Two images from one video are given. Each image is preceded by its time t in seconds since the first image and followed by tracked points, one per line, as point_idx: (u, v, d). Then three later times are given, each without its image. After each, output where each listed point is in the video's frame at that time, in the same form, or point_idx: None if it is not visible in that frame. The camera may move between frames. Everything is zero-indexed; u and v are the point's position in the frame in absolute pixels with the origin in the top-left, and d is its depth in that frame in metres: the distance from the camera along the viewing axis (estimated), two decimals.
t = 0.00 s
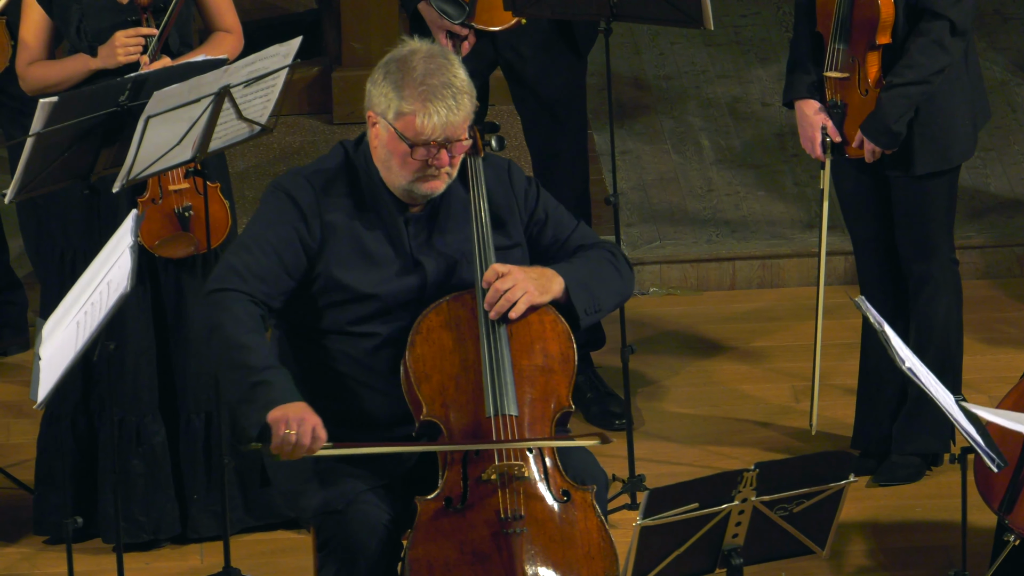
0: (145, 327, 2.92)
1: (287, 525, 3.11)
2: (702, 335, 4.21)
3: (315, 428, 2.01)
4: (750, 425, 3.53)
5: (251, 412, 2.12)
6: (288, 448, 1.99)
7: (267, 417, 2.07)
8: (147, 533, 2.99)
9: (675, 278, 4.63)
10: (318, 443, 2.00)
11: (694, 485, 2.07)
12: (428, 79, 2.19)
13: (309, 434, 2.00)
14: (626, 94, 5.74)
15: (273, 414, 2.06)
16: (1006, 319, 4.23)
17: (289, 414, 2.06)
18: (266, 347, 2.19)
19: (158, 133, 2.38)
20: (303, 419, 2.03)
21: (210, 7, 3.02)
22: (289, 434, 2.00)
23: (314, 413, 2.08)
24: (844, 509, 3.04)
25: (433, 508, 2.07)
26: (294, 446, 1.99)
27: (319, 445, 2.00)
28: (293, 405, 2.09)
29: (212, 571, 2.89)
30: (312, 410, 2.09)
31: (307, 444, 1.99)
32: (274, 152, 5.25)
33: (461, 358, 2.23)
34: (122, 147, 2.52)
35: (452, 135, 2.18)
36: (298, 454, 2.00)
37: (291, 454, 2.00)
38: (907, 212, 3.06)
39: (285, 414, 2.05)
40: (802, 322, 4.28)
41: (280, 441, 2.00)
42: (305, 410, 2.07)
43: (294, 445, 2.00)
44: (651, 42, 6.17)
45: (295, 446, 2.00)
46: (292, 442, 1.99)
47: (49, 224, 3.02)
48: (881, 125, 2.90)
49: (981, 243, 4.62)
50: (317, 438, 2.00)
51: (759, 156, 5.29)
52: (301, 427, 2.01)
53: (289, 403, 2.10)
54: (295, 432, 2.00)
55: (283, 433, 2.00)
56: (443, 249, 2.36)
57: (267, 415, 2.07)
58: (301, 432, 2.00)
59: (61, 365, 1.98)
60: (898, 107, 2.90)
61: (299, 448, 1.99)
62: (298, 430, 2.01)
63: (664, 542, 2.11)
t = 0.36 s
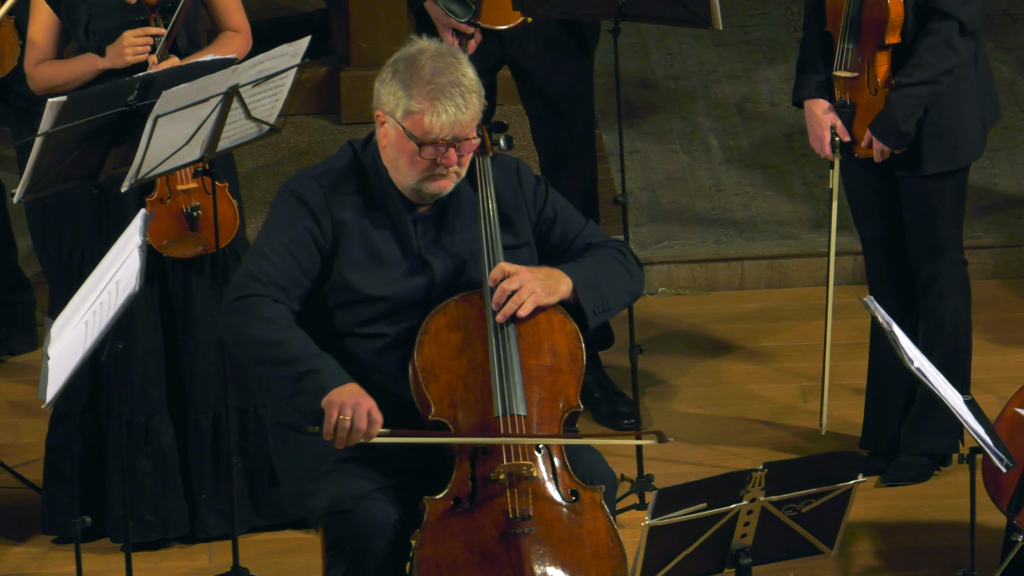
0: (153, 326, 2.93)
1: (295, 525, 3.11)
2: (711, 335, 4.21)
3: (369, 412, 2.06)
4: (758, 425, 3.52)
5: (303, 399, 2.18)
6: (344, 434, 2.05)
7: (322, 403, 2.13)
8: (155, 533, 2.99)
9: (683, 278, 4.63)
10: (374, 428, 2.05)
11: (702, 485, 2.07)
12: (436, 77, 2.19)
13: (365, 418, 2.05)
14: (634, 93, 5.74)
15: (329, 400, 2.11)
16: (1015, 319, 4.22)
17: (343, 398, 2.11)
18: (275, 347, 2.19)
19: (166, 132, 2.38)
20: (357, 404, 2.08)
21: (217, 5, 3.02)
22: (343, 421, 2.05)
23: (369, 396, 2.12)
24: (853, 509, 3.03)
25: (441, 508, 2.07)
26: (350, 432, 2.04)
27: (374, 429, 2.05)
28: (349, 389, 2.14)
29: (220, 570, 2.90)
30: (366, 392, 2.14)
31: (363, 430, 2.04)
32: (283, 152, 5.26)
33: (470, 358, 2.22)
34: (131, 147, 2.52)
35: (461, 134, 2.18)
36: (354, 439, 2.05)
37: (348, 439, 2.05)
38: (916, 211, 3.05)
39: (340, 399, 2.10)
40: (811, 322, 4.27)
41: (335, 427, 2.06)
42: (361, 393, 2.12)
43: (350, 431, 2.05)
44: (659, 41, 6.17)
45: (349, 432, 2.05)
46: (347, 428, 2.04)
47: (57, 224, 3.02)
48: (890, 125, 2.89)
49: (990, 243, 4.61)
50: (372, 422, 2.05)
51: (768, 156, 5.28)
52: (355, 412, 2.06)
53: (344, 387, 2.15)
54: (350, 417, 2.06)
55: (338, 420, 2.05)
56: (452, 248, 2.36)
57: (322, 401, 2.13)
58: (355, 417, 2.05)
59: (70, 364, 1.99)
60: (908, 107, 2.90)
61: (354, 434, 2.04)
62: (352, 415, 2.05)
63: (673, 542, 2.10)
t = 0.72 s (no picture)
0: (162, 326, 2.93)
1: (303, 524, 3.11)
2: (718, 334, 4.20)
3: (401, 406, 2.05)
4: (766, 424, 3.52)
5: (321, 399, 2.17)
6: (376, 430, 2.04)
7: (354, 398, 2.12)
8: (163, 532, 2.99)
9: (691, 277, 4.62)
10: (405, 422, 2.04)
11: (710, 484, 2.07)
12: (444, 76, 2.19)
13: (396, 412, 2.05)
14: (642, 93, 5.73)
15: (359, 394, 2.11)
16: None
17: (374, 392, 2.10)
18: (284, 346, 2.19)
19: (174, 131, 2.38)
20: (387, 398, 2.07)
21: (225, 6, 3.03)
22: (373, 417, 2.04)
23: (398, 389, 2.11)
24: (862, 508, 3.02)
25: (449, 507, 2.08)
26: (382, 427, 2.04)
27: (406, 423, 2.04)
28: (379, 382, 2.13)
29: (228, 569, 2.90)
30: (395, 386, 2.13)
31: (393, 425, 2.03)
32: (290, 151, 5.26)
33: (477, 357, 2.22)
34: (139, 147, 2.53)
35: (468, 132, 2.18)
36: (385, 434, 2.04)
37: (380, 434, 2.05)
38: (925, 211, 3.04)
39: (370, 393, 2.09)
40: (819, 321, 4.26)
41: (365, 422, 2.05)
42: (392, 386, 2.11)
43: (380, 426, 2.05)
44: (666, 41, 6.16)
45: (380, 428, 2.04)
46: (379, 422, 2.04)
47: (66, 224, 3.02)
48: (899, 125, 2.89)
49: (999, 243, 4.59)
50: (405, 416, 2.04)
51: (775, 155, 5.27)
52: (386, 406, 2.05)
53: (374, 379, 2.14)
54: (379, 413, 2.05)
55: (369, 415, 2.05)
56: (460, 247, 2.36)
57: (353, 396, 2.12)
58: (387, 411, 2.04)
59: (78, 362, 1.99)
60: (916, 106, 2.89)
61: (387, 429, 2.03)
62: (384, 410, 2.05)
63: (681, 541, 2.10)
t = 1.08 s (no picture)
0: (159, 326, 2.93)
1: (300, 524, 3.11)
2: (715, 334, 4.20)
3: (416, 405, 2.07)
4: (762, 424, 3.52)
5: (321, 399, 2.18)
6: (393, 429, 2.06)
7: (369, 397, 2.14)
8: (160, 532, 2.99)
9: (688, 277, 4.63)
10: (421, 421, 2.06)
11: (707, 483, 2.07)
12: (440, 75, 2.19)
13: (412, 411, 2.07)
14: (639, 92, 5.74)
15: (374, 393, 2.12)
16: (1020, 319, 4.21)
17: (389, 390, 2.12)
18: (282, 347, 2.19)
19: (171, 131, 2.38)
20: (402, 396, 2.09)
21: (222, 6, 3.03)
22: (389, 416, 2.07)
23: (412, 387, 2.13)
24: (859, 508, 3.03)
25: (446, 506, 2.07)
26: (398, 426, 2.06)
27: (421, 422, 2.07)
28: (393, 380, 2.14)
29: (225, 569, 2.90)
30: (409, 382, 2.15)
31: (409, 423, 2.05)
32: (287, 151, 5.26)
33: (475, 356, 2.22)
34: (136, 147, 2.53)
35: (464, 132, 2.18)
36: (400, 432, 2.06)
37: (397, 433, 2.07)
38: (921, 210, 3.04)
39: (384, 392, 2.11)
40: (816, 321, 4.27)
41: (380, 421, 2.07)
42: (406, 385, 2.13)
43: (395, 425, 2.07)
44: (663, 40, 6.16)
45: (394, 426, 2.06)
46: (396, 421, 2.06)
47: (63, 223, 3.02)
48: (895, 125, 2.89)
49: (995, 242, 4.60)
50: (420, 415, 2.06)
51: (772, 155, 5.28)
52: (401, 406, 2.07)
53: (388, 377, 2.15)
54: (395, 412, 2.07)
55: (385, 414, 2.07)
56: (458, 247, 2.36)
57: (367, 395, 2.14)
58: (402, 411, 2.06)
59: (75, 362, 1.99)
60: (913, 106, 2.89)
61: (403, 428, 2.05)
62: (400, 409, 2.07)
63: (678, 541, 2.10)
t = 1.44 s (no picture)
0: (153, 327, 2.93)
1: (294, 525, 3.11)
2: (709, 335, 4.21)
3: (428, 405, 2.08)
4: (756, 425, 3.53)
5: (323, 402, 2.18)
6: (406, 429, 2.07)
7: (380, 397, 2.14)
8: (154, 533, 2.99)
9: (682, 279, 4.63)
10: (432, 421, 2.07)
11: (701, 485, 2.07)
12: (436, 77, 2.19)
13: (423, 411, 2.08)
14: (633, 93, 5.74)
15: (385, 392, 2.13)
16: (1013, 320, 4.22)
17: (400, 390, 2.12)
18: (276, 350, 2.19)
19: (164, 132, 2.38)
20: (414, 396, 2.10)
21: (217, 8, 3.03)
22: (401, 416, 2.07)
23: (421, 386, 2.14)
24: (853, 509, 3.03)
25: (440, 508, 2.08)
26: (411, 426, 2.07)
27: (433, 422, 2.08)
28: (403, 378, 2.15)
29: (219, 570, 2.90)
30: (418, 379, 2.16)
31: (421, 424, 2.06)
32: (282, 152, 5.26)
33: (469, 357, 2.23)
34: (130, 148, 2.52)
35: (460, 134, 2.18)
36: (412, 433, 2.07)
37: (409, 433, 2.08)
38: (915, 211, 3.05)
39: (395, 392, 2.12)
40: (809, 322, 4.28)
41: (391, 422, 2.09)
42: (417, 385, 2.13)
43: (406, 426, 2.08)
44: (658, 41, 6.17)
45: (405, 427, 2.07)
46: (408, 421, 2.07)
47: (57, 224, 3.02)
48: (888, 126, 2.90)
49: (988, 243, 4.61)
50: (432, 416, 2.07)
51: (766, 156, 5.28)
52: (413, 406, 2.08)
53: (399, 375, 2.15)
54: (407, 412, 2.08)
55: (398, 414, 2.08)
56: (453, 248, 2.36)
57: (378, 394, 2.14)
58: (414, 411, 2.07)
59: (68, 363, 1.98)
60: (906, 107, 2.90)
61: (416, 428, 2.06)
62: (412, 409, 2.08)
63: (671, 543, 2.10)
